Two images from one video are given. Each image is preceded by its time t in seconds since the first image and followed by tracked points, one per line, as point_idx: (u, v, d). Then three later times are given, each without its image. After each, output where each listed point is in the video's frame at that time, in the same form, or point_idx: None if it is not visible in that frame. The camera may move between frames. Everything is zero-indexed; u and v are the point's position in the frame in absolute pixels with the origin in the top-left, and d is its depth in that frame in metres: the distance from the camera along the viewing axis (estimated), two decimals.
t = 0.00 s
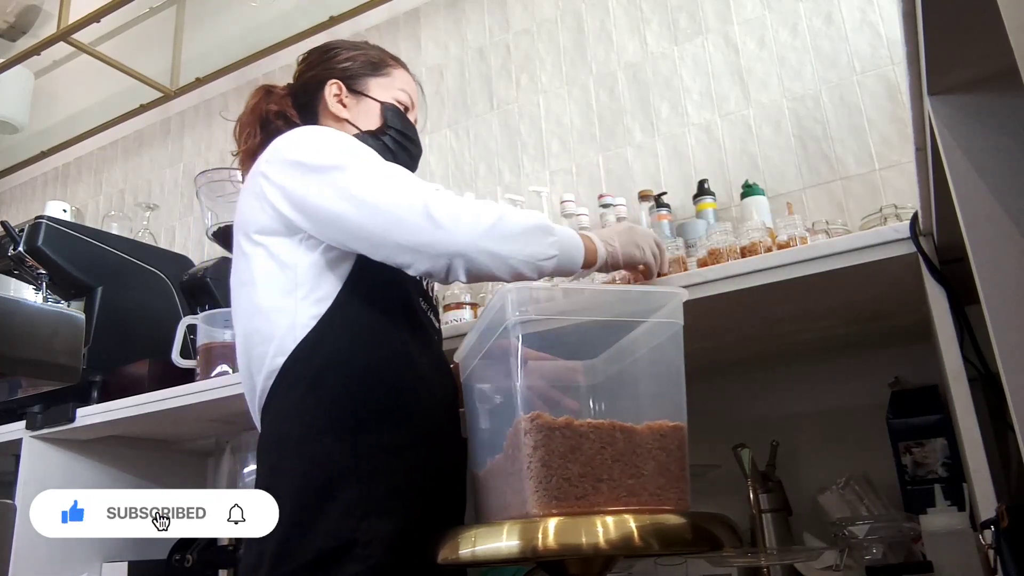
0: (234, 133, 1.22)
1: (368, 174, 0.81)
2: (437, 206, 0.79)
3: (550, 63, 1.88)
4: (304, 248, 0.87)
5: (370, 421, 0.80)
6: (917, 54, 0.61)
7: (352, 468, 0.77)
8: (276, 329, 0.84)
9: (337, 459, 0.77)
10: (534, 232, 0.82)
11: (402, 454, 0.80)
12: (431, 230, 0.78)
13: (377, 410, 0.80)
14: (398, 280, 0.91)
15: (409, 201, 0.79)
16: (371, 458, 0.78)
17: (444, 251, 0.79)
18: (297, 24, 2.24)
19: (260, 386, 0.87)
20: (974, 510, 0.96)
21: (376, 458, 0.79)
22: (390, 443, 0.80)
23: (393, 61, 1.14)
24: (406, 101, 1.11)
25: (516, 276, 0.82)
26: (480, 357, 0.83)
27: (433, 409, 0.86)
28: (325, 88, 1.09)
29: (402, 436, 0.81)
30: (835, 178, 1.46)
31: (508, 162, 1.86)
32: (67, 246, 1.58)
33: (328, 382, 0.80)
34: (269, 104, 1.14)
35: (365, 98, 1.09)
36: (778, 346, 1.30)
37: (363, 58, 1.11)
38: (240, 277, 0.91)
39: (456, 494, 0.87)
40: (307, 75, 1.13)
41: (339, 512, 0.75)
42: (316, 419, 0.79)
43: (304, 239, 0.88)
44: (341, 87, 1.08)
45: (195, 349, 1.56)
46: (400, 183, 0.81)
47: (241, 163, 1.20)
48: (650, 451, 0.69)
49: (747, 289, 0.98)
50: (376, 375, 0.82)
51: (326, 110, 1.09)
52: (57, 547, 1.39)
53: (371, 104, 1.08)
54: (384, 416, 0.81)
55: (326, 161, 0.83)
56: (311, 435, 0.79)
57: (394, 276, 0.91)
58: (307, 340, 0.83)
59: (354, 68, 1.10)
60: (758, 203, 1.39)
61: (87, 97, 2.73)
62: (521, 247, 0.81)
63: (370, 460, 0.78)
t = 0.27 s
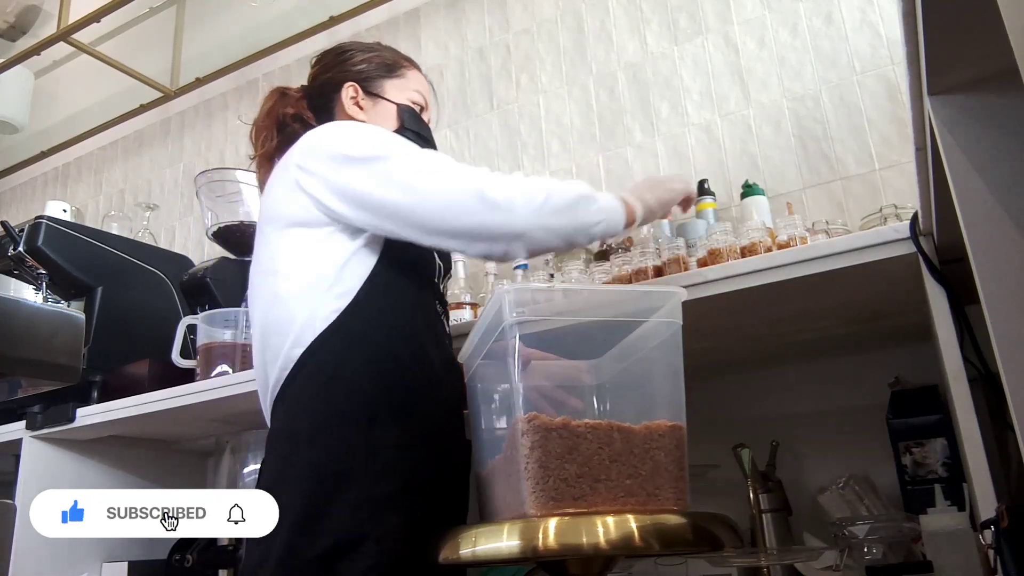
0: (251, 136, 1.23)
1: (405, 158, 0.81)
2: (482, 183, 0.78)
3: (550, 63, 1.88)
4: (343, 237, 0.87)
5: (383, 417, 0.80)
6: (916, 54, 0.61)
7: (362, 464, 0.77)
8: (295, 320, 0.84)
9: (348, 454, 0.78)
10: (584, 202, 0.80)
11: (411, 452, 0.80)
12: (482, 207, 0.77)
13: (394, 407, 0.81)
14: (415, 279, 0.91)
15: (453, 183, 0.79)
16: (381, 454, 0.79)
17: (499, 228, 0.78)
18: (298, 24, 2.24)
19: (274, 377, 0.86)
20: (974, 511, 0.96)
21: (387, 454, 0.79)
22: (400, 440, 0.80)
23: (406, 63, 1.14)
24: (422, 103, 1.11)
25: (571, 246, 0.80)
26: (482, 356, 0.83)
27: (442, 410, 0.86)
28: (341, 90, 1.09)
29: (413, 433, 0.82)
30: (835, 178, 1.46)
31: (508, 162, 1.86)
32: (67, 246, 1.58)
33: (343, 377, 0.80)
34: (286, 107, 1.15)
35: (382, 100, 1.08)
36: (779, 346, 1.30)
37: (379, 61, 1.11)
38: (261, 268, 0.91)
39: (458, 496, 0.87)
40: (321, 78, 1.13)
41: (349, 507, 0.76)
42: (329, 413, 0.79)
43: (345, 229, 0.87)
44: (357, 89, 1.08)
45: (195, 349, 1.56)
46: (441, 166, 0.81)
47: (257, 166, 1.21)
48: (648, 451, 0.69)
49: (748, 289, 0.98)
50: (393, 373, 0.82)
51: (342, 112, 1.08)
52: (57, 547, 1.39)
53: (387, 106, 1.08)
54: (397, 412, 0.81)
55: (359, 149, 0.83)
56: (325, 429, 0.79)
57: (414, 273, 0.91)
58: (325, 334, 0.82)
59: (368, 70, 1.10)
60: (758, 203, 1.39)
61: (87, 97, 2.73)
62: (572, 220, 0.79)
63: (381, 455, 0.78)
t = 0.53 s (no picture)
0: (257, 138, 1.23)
1: (472, 143, 0.88)
2: (549, 160, 0.86)
3: (550, 63, 1.88)
4: (392, 225, 0.90)
5: (401, 413, 0.80)
6: (916, 54, 0.62)
7: (377, 459, 0.78)
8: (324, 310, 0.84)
9: (362, 449, 0.78)
10: (629, 178, 0.91)
11: (425, 450, 0.81)
12: (561, 180, 0.85)
13: (417, 406, 0.81)
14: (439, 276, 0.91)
15: (529, 160, 0.86)
16: (397, 450, 0.79)
17: (574, 200, 0.86)
18: (298, 24, 2.24)
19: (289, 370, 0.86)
20: (974, 511, 0.96)
21: (402, 451, 0.79)
22: (416, 437, 0.80)
23: (408, 61, 1.14)
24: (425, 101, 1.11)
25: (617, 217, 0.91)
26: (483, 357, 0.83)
27: (458, 412, 0.86)
28: (346, 92, 1.09)
29: (429, 431, 0.82)
30: (835, 178, 1.46)
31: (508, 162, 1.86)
32: (67, 246, 1.58)
33: (361, 373, 0.81)
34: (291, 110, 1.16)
35: (386, 101, 1.08)
36: (779, 346, 1.30)
37: (381, 60, 1.11)
38: (290, 257, 0.91)
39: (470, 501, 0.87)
40: (325, 79, 1.13)
41: (363, 501, 0.76)
42: (346, 407, 0.80)
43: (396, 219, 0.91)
44: (361, 91, 1.08)
45: (195, 349, 1.56)
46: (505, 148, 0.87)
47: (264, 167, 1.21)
48: (647, 452, 0.69)
49: (748, 289, 0.98)
50: (413, 371, 0.82)
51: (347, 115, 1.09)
52: (57, 547, 1.39)
53: (391, 106, 1.08)
54: (416, 408, 0.81)
55: (420, 140, 0.88)
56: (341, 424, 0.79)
57: (438, 271, 0.91)
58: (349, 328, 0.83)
59: (372, 70, 1.10)
60: (758, 203, 1.39)
61: (87, 97, 2.73)
62: (619, 193, 0.90)
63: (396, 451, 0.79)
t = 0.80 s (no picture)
0: (256, 137, 1.25)
1: (443, 149, 0.86)
2: (520, 166, 0.84)
3: (550, 63, 1.88)
4: (377, 229, 0.89)
5: (395, 415, 0.80)
6: (916, 54, 0.62)
7: (378, 459, 0.78)
8: (312, 318, 0.84)
9: (366, 450, 0.78)
10: (616, 168, 0.87)
11: (422, 451, 0.81)
12: (532, 185, 0.83)
13: (413, 404, 0.82)
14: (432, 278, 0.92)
15: (502, 168, 0.84)
16: (393, 451, 0.79)
17: (550, 205, 0.84)
18: (298, 24, 2.24)
19: (286, 374, 0.86)
20: (974, 511, 0.96)
21: (401, 450, 0.79)
22: (411, 439, 0.80)
23: (407, 60, 1.14)
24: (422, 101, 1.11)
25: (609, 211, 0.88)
26: (484, 357, 0.83)
27: (455, 409, 0.87)
28: (342, 91, 1.09)
29: (425, 433, 0.82)
30: (835, 178, 1.46)
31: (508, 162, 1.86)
32: (67, 246, 1.58)
33: (356, 376, 0.81)
34: (289, 107, 1.19)
35: (382, 100, 1.08)
36: (778, 346, 1.30)
37: (378, 59, 1.11)
38: (280, 262, 0.91)
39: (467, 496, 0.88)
40: (323, 78, 1.13)
41: (363, 503, 0.76)
42: (345, 408, 0.80)
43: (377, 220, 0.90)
44: (356, 90, 1.08)
45: (195, 349, 1.57)
46: (481, 152, 0.86)
47: (261, 165, 1.22)
48: (647, 452, 0.69)
49: (748, 289, 0.98)
50: (408, 368, 0.83)
51: (343, 113, 1.09)
52: (57, 547, 1.39)
53: (387, 106, 1.07)
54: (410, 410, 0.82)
55: (395, 144, 0.87)
56: (338, 426, 0.79)
57: (429, 273, 0.91)
58: (341, 332, 0.83)
59: (369, 70, 1.10)
60: (758, 203, 1.39)
61: (87, 97, 2.73)
62: (605, 188, 0.86)
63: (392, 454, 0.79)
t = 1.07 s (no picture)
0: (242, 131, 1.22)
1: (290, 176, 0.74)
2: (312, 216, 0.69)
3: (550, 62, 1.88)
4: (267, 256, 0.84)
5: (360, 423, 0.79)
6: (917, 54, 0.62)
7: (347, 472, 0.77)
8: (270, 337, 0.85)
9: (333, 464, 0.77)
10: (483, 233, 0.69)
11: (394, 457, 0.79)
12: (351, 241, 0.67)
13: (371, 413, 0.80)
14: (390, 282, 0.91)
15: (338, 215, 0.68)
16: (362, 460, 0.78)
17: (307, 266, 0.69)
18: (298, 24, 2.24)
19: (258, 391, 0.88)
20: (974, 511, 0.96)
21: (370, 460, 0.78)
22: (382, 445, 0.79)
23: (395, 56, 1.14)
24: (402, 98, 1.11)
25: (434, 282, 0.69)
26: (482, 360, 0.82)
27: (431, 410, 0.86)
28: (320, 85, 1.09)
29: (396, 438, 0.80)
30: (834, 178, 1.46)
31: (508, 162, 1.86)
32: (67, 246, 1.58)
33: (319, 387, 0.80)
34: (274, 101, 1.14)
35: (359, 96, 1.09)
36: (778, 346, 1.30)
37: (362, 55, 1.11)
38: (232, 281, 0.91)
39: (456, 494, 0.87)
40: (309, 71, 1.13)
41: (332, 514, 0.75)
42: (311, 421, 0.79)
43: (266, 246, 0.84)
44: (336, 85, 1.08)
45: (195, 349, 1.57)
46: (334, 193, 0.71)
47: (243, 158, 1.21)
48: (645, 451, 0.69)
49: (747, 289, 0.98)
50: (367, 376, 0.82)
51: (321, 108, 1.09)
52: (57, 547, 1.39)
53: (364, 102, 1.08)
54: (376, 418, 0.80)
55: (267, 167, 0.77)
56: (308, 438, 0.79)
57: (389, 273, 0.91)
58: (295, 346, 0.83)
59: (353, 64, 1.10)
60: (758, 203, 1.39)
61: (87, 97, 2.73)
62: (425, 260, 0.68)
63: (362, 463, 0.78)
